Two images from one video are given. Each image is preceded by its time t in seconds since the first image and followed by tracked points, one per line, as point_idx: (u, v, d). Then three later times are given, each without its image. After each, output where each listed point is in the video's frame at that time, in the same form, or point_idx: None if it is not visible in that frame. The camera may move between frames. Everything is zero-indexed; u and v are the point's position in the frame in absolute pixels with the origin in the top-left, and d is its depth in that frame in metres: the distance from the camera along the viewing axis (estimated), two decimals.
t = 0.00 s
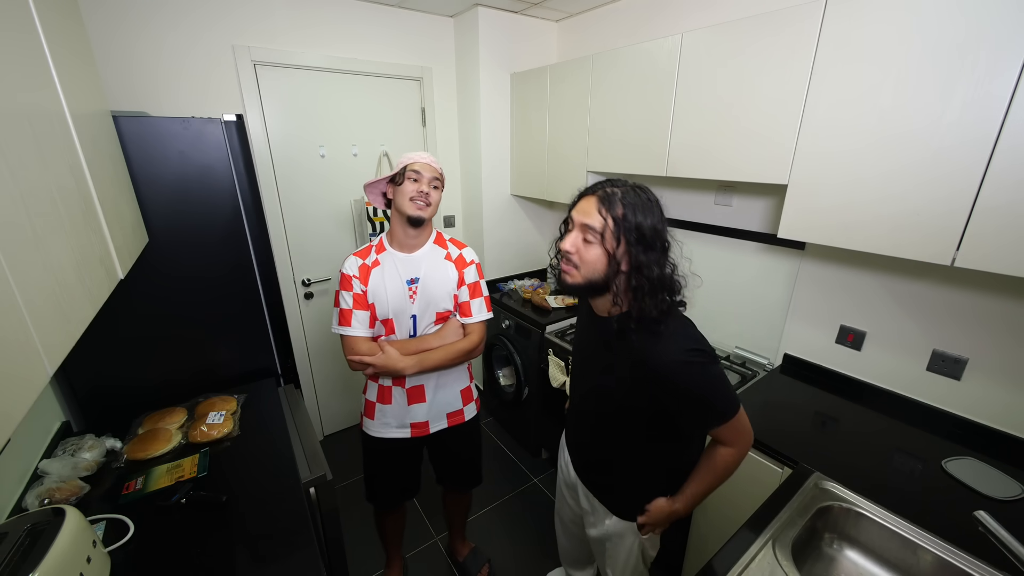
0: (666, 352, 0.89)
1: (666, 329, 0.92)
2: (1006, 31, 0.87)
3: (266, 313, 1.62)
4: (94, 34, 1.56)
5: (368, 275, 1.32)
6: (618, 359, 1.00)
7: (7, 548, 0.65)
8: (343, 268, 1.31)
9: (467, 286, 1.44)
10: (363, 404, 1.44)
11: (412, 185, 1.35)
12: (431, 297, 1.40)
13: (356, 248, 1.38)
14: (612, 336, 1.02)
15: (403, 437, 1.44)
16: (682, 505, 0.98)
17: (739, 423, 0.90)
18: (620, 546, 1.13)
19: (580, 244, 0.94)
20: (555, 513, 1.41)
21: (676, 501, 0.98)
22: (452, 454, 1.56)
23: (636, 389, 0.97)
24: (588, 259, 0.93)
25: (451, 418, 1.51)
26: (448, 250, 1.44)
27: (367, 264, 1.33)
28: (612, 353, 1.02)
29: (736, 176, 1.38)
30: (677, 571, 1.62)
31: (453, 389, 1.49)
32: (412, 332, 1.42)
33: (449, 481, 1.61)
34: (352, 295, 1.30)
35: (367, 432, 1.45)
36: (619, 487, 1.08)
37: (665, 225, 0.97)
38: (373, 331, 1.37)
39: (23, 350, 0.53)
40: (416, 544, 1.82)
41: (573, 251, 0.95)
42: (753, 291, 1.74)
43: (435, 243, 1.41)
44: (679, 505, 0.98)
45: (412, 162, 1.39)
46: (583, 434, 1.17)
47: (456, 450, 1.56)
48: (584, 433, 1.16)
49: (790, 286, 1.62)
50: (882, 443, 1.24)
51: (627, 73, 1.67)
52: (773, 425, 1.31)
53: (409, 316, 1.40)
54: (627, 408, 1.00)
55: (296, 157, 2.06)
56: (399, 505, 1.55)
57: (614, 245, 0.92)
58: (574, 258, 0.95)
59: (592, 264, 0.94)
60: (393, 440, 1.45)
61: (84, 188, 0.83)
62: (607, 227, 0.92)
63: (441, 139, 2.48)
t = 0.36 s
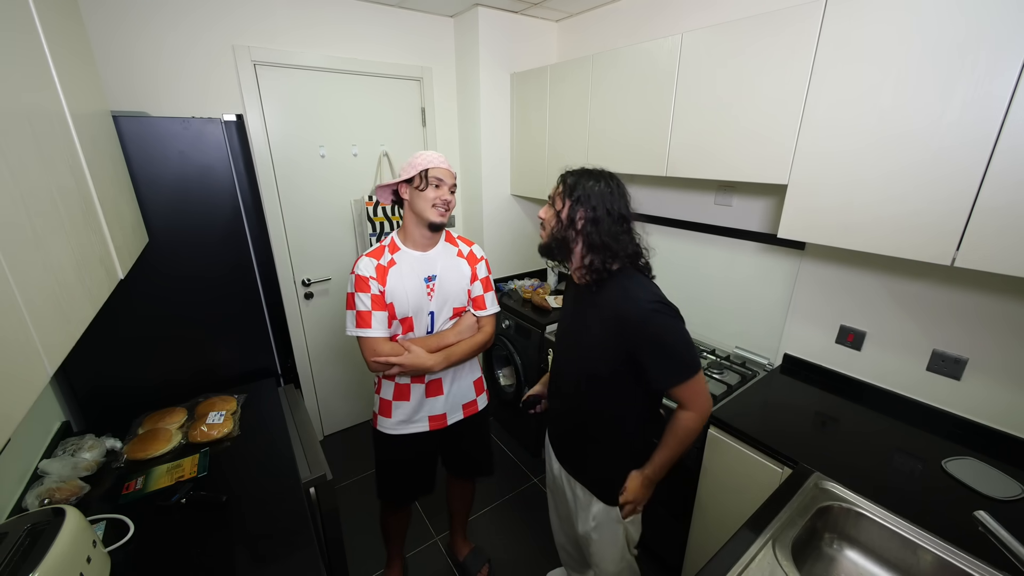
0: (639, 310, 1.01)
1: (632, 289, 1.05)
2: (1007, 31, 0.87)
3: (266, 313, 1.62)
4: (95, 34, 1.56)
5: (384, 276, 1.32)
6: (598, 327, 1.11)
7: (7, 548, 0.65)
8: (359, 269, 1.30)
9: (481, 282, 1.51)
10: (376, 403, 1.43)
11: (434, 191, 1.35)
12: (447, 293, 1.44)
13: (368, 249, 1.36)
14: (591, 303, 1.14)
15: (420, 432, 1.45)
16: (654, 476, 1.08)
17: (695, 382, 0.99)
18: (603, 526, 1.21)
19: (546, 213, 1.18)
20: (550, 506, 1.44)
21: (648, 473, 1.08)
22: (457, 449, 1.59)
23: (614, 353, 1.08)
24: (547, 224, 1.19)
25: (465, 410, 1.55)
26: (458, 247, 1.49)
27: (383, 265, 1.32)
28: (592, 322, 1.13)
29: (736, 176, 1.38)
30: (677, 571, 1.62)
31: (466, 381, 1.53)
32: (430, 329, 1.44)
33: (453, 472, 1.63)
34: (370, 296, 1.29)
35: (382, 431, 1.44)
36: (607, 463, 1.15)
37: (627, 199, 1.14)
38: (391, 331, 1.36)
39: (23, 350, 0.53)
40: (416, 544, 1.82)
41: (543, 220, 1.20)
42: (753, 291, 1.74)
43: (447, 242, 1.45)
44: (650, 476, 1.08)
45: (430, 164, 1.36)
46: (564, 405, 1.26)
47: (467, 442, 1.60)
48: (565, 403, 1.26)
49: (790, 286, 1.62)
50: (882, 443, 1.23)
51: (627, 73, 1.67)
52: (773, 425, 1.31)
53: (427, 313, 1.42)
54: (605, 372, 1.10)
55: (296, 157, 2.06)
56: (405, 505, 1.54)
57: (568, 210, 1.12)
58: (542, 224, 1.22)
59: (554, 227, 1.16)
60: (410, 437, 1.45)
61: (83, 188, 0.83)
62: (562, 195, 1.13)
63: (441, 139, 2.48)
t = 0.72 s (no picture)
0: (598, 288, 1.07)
1: (593, 271, 1.11)
2: (1007, 31, 0.87)
3: (266, 313, 1.62)
4: (95, 34, 1.56)
5: (395, 273, 1.32)
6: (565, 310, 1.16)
7: (7, 548, 0.65)
8: (368, 268, 1.28)
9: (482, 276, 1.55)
10: (389, 402, 1.41)
11: (427, 197, 1.33)
12: (454, 288, 1.47)
13: (374, 248, 1.35)
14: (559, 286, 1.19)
15: (437, 424, 1.46)
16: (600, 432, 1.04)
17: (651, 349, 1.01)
18: (591, 501, 1.28)
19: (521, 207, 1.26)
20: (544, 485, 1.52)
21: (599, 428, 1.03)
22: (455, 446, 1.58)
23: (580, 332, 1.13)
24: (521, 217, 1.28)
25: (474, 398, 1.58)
26: (460, 243, 1.51)
27: (392, 263, 1.32)
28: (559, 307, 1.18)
29: (737, 176, 1.38)
30: (677, 571, 1.61)
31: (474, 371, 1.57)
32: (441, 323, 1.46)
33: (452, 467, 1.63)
34: (383, 294, 1.29)
35: (396, 430, 1.42)
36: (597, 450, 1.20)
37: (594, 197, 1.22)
38: (404, 327, 1.37)
39: (23, 350, 0.53)
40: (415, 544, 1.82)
41: (519, 213, 1.28)
42: (753, 291, 1.74)
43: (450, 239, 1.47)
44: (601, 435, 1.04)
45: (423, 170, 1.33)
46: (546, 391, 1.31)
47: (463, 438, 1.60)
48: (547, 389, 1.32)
49: (790, 286, 1.62)
50: (883, 444, 1.23)
51: (627, 73, 1.67)
52: (773, 425, 1.31)
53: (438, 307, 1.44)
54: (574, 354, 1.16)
55: (296, 157, 2.06)
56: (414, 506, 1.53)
57: (539, 206, 1.20)
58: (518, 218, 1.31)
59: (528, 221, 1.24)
60: (427, 431, 1.45)
61: (83, 188, 0.83)
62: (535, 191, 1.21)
63: (441, 139, 2.48)
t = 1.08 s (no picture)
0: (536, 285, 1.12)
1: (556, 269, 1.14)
2: (1007, 31, 0.87)
3: (266, 313, 1.61)
4: (95, 33, 1.56)
5: (386, 272, 1.33)
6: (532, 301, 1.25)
7: (7, 549, 0.65)
8: (359, 266, 1.30)
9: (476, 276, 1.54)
10: (380, 398, 1.43)
11: (404, 199, 1.31)
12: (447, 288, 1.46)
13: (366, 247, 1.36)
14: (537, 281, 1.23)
15: (426, 420, 1.46)
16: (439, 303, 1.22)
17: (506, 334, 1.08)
18: (598, 491, 1.29)
19: (506, 209, 1.25)
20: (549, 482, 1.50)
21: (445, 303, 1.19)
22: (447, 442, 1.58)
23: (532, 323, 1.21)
24: (510, 219, 1.25)
25: (465, 395, 1.57)
26: (452, 245, 1.50)
27: (383, 262, 1.33)
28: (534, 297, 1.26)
29: (737, 176, 1.38)
30: (678, 571, 1.61)
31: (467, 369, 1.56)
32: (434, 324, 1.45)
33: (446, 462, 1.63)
34: (374, 291, 1.30)
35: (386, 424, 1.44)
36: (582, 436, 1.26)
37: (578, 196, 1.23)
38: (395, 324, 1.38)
39: (23, 349, 0.53)
40: (413, 546, 1.81)
41: (504, 217, 1.26)
42: (753, 291, 1.74)
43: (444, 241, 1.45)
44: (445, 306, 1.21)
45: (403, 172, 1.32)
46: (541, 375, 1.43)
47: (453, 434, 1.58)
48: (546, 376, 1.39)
49: (790, 286, 1.62)
50: (883, 444, 1.23)
51: (628, 73, 1.67)
52: (773, 425, 1.32)
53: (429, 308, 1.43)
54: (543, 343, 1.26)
55: (296, 157, 2.06)
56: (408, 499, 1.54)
57: (526, 208, 1.20)
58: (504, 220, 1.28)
59: (517, 221, 1.23)
60: (417, 425, 1.46)
61: (83, 188, 0.83)
62: (520, 194, 1.20)
63: (441, 139, 2.48)
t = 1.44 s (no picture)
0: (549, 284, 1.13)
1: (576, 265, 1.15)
2: (1007, 31, 0.87)
3: (266, 313, 1.61)
4: (95, 33, 1.56)
5: (341, 276, 1.37)
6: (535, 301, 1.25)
7: (8, 549, 0.66)
8: (315, 271, 1.35)
9: (441, 269, 1.57)
10: (352, 390, 1.51)
11: (353, 192, 1.37)
12: (410, 286, 1.48)
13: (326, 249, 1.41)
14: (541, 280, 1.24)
15: (395, 414, 1.53)
16: (455, 341, 1.25)
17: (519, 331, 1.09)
18: (598, 492, 1.28)
19: (531, 201, 1.21)
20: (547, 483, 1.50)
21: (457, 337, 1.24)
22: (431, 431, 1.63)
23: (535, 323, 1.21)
24: (540, 212, 1.20)
25: (438, 391, 1.61)
26: (414, 241, 1.51)
27: (339, 265, 1.37)
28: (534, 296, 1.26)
29: (737, 176, 1.38)
30: (677, 571, 1.61)
31: (437, 365, 1.59)
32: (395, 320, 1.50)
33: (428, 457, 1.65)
34: (327, 296, 1.36)
35: (358, 415, 1.53)
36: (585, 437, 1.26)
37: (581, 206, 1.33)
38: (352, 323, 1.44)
39: (23, 348, 0.53)
40: (411, 547, 1.81)
41: (531, 210, 1.20)
42: (753, 290, 1.74)
43: (403, 237, 1.47)
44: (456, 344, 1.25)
45: (350, 166, 1.39)
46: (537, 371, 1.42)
47: (436, 424, 1.63)
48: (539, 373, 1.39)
49: (790, 287, 1.62)
50: (883, 444, 1.23)
51: (628, 73, 1.67)
52: (773, 425, 1.32)
53: (391, 307, 1.47)
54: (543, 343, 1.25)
55: (296, 157, 2.06)
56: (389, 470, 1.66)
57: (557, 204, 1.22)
58: (530, 214, 1.21)
59: (547, 215, 1.21)
60: (388, 416, 1.54)
61: (84, 188, 0.83)
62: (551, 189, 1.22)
63: (441, 139, 2.48)
